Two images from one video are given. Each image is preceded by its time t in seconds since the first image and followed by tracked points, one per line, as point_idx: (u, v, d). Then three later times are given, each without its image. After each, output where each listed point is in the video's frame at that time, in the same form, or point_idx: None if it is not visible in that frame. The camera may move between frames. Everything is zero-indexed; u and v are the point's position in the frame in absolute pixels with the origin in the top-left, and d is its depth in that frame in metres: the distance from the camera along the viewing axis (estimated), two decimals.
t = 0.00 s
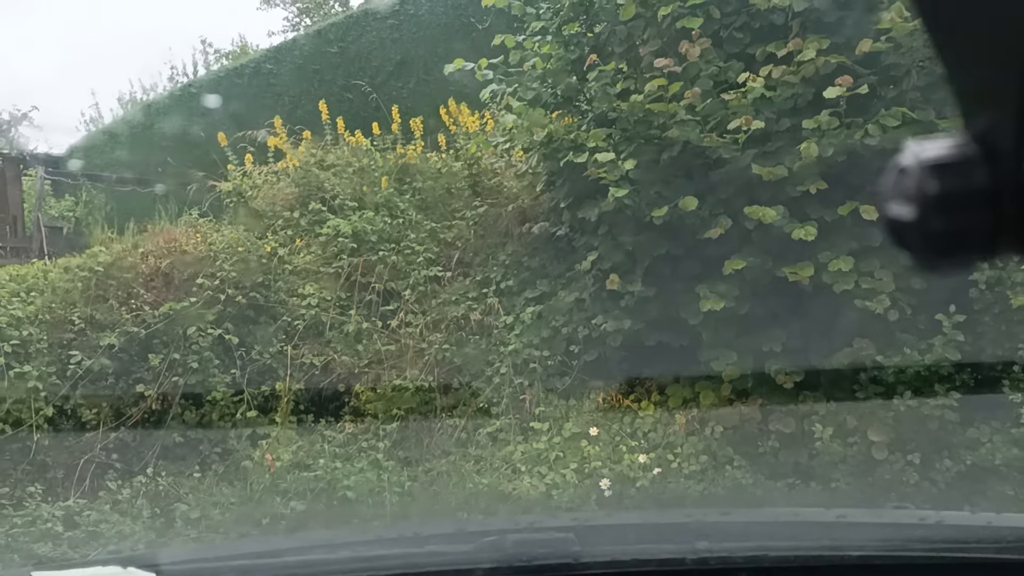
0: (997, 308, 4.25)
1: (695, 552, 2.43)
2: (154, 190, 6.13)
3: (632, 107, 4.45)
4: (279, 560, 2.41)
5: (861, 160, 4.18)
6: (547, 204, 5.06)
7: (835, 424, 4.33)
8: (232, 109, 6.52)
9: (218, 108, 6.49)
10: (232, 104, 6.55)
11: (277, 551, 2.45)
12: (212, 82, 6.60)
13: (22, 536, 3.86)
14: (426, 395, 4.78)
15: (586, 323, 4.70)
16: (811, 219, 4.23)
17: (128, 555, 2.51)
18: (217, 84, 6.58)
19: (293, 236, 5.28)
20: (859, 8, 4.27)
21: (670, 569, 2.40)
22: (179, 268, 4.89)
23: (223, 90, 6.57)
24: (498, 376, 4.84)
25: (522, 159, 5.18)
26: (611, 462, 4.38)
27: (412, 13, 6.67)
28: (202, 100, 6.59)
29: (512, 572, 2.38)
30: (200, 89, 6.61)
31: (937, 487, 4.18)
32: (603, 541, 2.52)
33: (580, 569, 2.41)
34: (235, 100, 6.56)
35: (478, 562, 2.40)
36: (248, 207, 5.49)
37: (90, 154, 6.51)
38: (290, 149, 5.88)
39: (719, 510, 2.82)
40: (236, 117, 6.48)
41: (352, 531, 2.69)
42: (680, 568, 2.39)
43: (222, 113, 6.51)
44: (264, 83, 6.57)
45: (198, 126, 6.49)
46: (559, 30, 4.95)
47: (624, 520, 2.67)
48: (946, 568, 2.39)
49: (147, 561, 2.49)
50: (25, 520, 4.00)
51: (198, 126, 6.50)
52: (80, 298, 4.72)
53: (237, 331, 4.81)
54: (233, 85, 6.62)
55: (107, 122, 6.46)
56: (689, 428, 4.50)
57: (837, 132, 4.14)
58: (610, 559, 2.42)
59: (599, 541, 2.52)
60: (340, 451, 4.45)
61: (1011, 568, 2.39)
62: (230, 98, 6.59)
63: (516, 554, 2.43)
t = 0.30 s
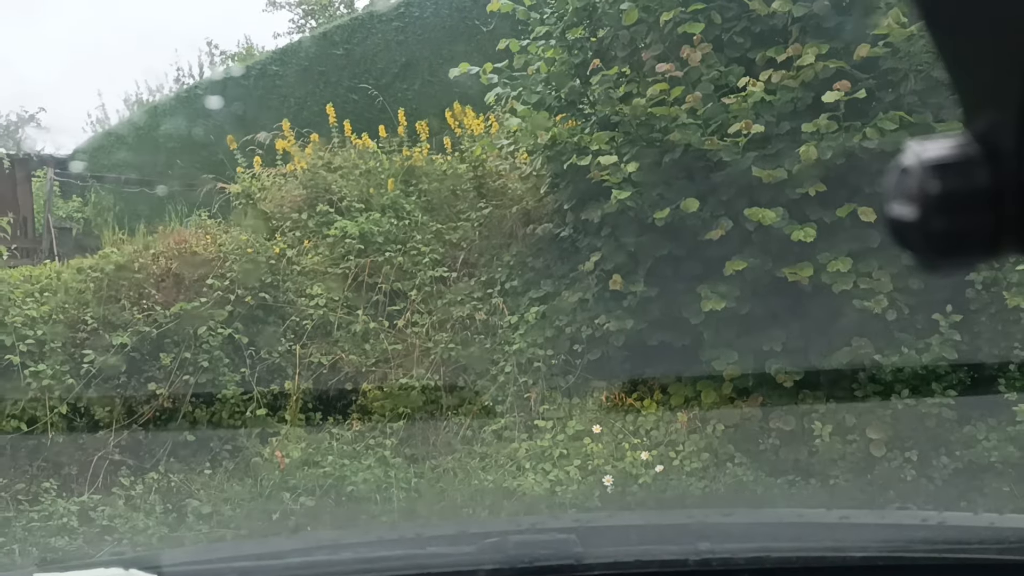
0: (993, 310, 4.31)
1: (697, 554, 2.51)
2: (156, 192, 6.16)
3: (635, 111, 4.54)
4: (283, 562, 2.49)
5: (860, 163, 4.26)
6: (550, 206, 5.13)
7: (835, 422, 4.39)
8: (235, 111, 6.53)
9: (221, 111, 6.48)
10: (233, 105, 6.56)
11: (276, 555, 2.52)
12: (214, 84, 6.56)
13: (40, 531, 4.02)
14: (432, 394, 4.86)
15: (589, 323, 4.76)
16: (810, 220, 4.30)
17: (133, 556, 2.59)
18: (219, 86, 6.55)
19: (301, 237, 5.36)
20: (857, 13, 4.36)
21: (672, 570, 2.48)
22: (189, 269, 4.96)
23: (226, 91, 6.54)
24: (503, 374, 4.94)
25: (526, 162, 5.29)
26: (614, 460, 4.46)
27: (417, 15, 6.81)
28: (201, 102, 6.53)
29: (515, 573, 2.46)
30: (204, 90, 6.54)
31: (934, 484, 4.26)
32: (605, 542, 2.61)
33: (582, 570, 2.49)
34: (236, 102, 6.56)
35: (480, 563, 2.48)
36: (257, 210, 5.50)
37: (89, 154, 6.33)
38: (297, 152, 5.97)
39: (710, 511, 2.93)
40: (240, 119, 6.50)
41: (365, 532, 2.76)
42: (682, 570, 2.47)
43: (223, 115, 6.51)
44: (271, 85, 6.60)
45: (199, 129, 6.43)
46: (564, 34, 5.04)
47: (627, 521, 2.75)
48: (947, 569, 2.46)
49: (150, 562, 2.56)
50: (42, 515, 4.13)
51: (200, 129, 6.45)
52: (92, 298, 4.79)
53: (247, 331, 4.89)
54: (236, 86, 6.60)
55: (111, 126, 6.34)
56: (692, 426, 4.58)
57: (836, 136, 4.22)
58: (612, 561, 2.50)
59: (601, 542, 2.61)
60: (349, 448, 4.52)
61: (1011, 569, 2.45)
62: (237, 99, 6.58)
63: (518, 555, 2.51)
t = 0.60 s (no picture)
0: (990, 308, 4.41)
1: (698, 559, 2.56)
2: (157, 194, 6.28)
3: (637, 113, 4.60)
4: (281, 566, 2.55)
5: (859, 164, 4.32)
6: (553, 207, 5.18)
7: (834, 420, 4.43)
8: (234, 114, 6.64)
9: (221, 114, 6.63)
10: (234, 109, 6.68)
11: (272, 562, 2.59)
12: (216, 90, 6.73)
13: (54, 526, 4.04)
14: (436, 393, 4.92)
15: (591, 322, 4.80)
16: (810, 221, 4.36)
17: (131, 563, 2.66)
18: (222, 90, 6.71)
19: (307, 237, 5.41)
20: (856, 16, 4.40)
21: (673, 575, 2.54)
22: (197, 269, 5.06)
23: (228, 95, 6.70)
24: (507, 373, 5.00)
25: (530, 162, 5.31)
26: (617, 457, 4.51)
27: (421, 17, 6.83)
28: (203, 106, 6.69)
29: None
30: (207, 93, 6.71)
31: (933, 481, 4.31)
32: (607, 547, 2.66)
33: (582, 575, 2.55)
34: (236, 106, 6.67)
35: (481, 569, 2.54)
36: (263, 211, 5.56)
37: (92, 158, 6.57)
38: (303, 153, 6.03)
39: (710, 515, 2.97)
40: (238, 122, 6.60)
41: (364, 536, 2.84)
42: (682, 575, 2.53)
43: (224, 119, 6.64)
44: (275, 85, 6.68)
45: (201, 131, 6.58)
46: (567, 37, 5.08)
47: (628, 525, 2.81)
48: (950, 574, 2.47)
49: (149, 569, 2.63)
50: (54, 510, 4.15)
51: (201, 132, 6.59)
52: (101, 298, 4.88)
53: (254, 330, 4.97)
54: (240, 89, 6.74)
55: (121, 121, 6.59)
56: (693, 424, 4.63)
57: (836, 137, 4.28)
58: (613, 566, 2.56)
59: (603, 547, 2.65)
60: (355, 445, 4.57)
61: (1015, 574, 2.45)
62: (240, 103, 6.69)
63: (518, 560, 2.56)
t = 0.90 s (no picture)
0: (984, 309, 4.51)
1: (698, 565, 2.66)
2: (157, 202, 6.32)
3: (638, 115, 4.68)
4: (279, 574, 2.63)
5: (856, 167, 4.40)
6: (556, 208, 5.27)
7: (831, 417, 4.55)
8: (233, 121, 6.70)
9: (220, 120, 6.70)
10: (234, 115, 6.75)
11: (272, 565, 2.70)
12: (216, 98, 6.83)
13: (69, 518, 4.16)
14: (441, 390, 5.00)
15: (593, 321, 4.89)
16: (808, 222, 4.45)
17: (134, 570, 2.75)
18: (222, 97, 6.81)
19: (314, 238, 5.52)
20: (854, 22, 4.50)
21: None
22: (206, 268, 5.18)
23: (229, 102, 6.78)
24: (509, 371, 5.07)
25: (533, 164, 5.43)
26: (618, 454, 4.59)
27: (425, 19, 7.00)
28: (203, 111, 6.78)
29: None
30: (209, 98, 6.82)
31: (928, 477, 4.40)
32: (606, 553, 2.76)
33: None
34: (235, 112, 6.74)
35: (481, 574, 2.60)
36: (270, 211, 5.68)
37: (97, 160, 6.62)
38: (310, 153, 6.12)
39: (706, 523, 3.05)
40: (235, 127, 6.66)
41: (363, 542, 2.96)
42: None
43: (223, 125, 6.70)
44: (280, 86, 6.83)
45: (201, 137, 6.68)
46: (569, 41, 5.17)
47: (628, 533, 2.91)
48: None
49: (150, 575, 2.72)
50: (69, 504, 4.25)
51: (198, 139, 6.68)
52: (113, 297, 4.99)
53: (262, 328, 5.06)
54: (242, 97, 6.81)
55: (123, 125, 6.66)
56: (693, 422, 4.75)
57: (832, 140, 4.36)
58: (612, 570, 2.65)
59: (602, 553, 2.76)
60: (361, 442, 4.68)
61: None
62: (243, 107, 6.79)
63: (517, 566, 2.62)
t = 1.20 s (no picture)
0: (973, 307, 4.67)
1: None
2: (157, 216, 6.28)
3: (640, 119, 4.86)
4: None
5: (851, 169, 4.55)
6: (560, 208, 5.37)
7: (825, 411, 4.76)
8: (231, 135, 6.81)
9: (219, 133, 6.80)
10: (233, 129, 6.85)
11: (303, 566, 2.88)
12: (214, 111, 6.93)
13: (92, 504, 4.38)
14: (447, 382, 5.18)
15: (595, 317, 5.03)
16: (803, 223, 4.61)
17: None
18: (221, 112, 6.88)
19: (324, 236, 5.68)
20: (850, 29, 4.66)
21: None
22: (220, 265, 5.30)
23: (228, 117, 6.87)
24: (515, 365, 5.18)
25: (538, 165, 5.56)
26: (619, 446, 4.76)
27: (431, 20, 7.14)
28: (204, 126, 6.86)
29: None
30: (209, 114, 6.90)
31: (916, 469, 4.59)
32: (608, 566, 2.97)
33: None
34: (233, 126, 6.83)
35: None
36: (281, 209, 5.86)
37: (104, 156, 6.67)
38: (319, 154, 6.26)
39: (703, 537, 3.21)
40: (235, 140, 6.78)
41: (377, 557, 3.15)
42: None
43: (224, 138, 6.81)
44: (288, 86, 6.99)
45: (201, 151, 6.77)
46: (574, 45, 5.36)
47: (630, 544, 3.09)
48: None
49: None
50: (92, 492, 4.43)
51: (196, 152, 6.79)
52: (130, 292, 5.08)
53: (274, 322, 5.23)
54: (241, 109, 6.93)
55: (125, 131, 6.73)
56: (691, 416, 4.95)
57: (827, 143, 4.52)
58: None
59: (603, 566, 2.97)
60: (371, 433, 4.99)
61: None
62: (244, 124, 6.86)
63: None
